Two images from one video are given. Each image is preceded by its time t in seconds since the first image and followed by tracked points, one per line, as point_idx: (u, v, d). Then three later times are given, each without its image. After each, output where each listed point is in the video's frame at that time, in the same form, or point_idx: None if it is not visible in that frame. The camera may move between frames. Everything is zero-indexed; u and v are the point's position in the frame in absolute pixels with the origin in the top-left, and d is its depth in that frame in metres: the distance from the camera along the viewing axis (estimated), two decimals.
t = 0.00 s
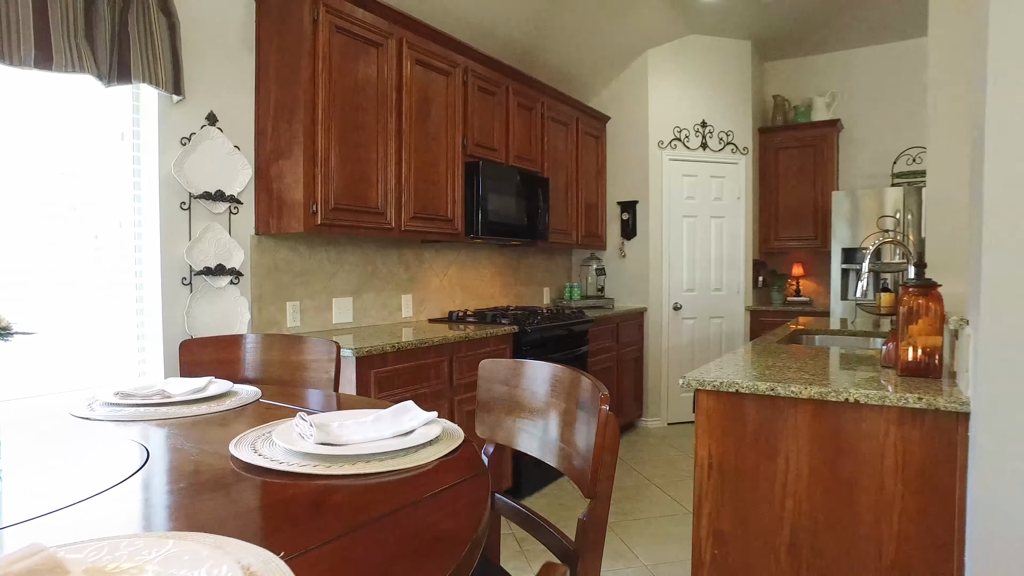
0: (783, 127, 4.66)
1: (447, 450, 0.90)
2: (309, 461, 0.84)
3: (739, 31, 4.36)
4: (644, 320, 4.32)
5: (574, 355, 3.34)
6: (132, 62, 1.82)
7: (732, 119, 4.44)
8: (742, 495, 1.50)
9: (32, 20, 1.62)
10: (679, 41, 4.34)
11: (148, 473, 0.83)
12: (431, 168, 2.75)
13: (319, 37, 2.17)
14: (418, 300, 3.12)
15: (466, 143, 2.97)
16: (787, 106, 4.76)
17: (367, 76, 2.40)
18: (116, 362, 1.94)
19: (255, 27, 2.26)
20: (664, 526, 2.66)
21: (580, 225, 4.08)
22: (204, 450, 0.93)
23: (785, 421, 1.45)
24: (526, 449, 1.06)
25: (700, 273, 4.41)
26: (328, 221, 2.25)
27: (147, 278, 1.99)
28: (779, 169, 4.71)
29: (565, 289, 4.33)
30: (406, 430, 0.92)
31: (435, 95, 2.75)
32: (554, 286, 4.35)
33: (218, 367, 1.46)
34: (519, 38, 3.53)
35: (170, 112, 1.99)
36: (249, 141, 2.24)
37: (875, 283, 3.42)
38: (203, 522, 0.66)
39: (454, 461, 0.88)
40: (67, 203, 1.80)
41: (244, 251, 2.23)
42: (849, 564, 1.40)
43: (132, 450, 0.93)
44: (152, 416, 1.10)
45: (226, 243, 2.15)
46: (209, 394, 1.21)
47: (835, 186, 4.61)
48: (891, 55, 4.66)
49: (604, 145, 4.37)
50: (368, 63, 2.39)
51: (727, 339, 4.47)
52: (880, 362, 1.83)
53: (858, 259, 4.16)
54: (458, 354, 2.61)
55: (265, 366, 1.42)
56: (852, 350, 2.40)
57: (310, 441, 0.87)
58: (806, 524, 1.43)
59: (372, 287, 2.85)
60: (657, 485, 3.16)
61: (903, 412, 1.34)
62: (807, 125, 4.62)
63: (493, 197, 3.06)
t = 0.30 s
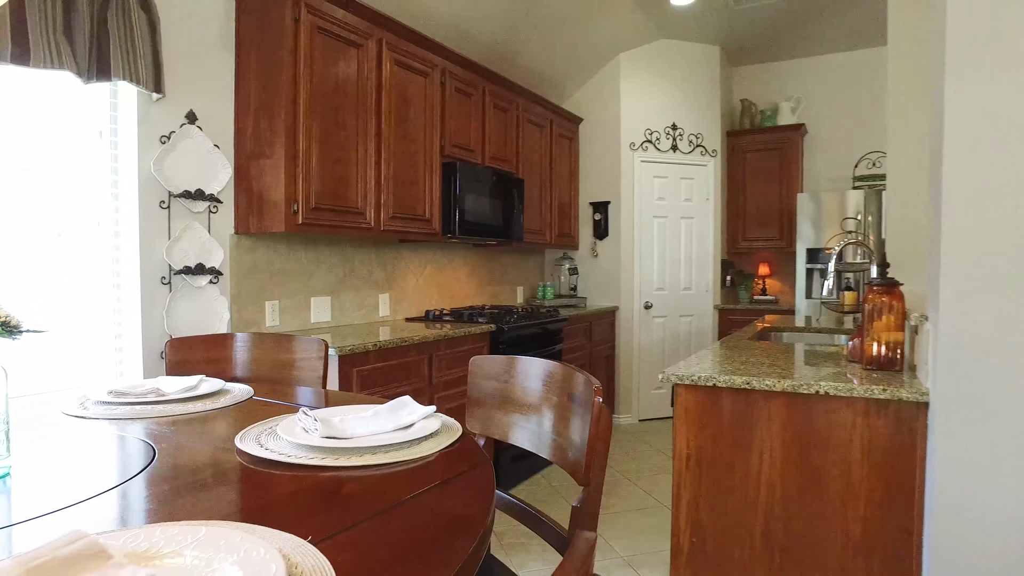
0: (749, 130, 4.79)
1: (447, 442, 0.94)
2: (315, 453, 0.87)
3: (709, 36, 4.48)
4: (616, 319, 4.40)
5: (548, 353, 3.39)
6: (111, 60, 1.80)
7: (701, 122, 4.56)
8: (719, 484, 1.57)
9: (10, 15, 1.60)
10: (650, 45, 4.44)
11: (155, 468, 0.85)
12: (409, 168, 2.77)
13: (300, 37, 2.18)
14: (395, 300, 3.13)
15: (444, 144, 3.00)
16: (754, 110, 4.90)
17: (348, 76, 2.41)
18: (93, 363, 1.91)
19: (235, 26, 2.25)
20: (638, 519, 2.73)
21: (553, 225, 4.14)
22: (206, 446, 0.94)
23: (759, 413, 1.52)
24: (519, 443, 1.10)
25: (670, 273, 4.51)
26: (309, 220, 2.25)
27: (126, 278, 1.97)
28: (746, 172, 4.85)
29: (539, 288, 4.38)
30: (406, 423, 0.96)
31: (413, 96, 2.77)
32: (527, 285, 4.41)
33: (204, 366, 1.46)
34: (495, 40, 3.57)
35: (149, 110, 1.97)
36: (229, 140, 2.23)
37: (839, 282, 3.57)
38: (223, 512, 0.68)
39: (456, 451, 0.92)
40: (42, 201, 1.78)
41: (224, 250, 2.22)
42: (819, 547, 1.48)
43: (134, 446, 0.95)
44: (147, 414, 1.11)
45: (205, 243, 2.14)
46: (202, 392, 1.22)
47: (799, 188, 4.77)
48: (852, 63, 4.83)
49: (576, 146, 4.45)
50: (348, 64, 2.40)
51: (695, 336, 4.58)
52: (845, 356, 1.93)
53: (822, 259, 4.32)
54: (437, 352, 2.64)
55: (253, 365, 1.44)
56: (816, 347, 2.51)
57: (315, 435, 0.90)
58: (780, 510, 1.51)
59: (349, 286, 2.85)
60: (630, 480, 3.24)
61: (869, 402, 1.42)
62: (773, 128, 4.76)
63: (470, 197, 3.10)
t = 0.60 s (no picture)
0: (708, 134, 4.94)
1: (422, 436, 0.98)
2: (293, 448, 0.89)
3: (669, 42, 4.60)
4: (578, 318, 4.47)
5: (512, 352, 3.44)
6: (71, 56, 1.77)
7: (662, 126, 4.68)
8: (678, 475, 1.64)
9: None
10: (612, 50, 4.54)
11: (133, 466, 0.86)
12: (375, 169, 2.78)
13: (266, 36, 2.17)
14: (360, 300, 3.13)
15: (409, 145, 3.02)
16: (713, 114, 5.05)
17: (314, 77, 2.41)
18: (52, 365, 1.87)
19: (199, 24, 2.23)
20: (601, 513, 2.80)
21: (517, 226, 4.19)
22: (183, 444, 0.95)
23: (716, 405, 1.60)
24: (490, 438, 1.14)
25: (631, 272, 4.62)
26: (275, 221, 2.25)
27: (86, 278, 1.94)
28: (704, 174, 5.00)
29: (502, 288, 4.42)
30: (381, 419, 0.99)
31: (380, 96, 2.79)
32: (490, 285, 4.45)
33: (171, 367, 1.45)
34: (460, 42, 3.60)
35: (111, 108, 1.94)
36: (193, 139, 2.21)
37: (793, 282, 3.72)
38: (208, 504, 0.71)
39: (431, 445, 0.95)
40: None
41: (188, 250, 2.20)
42: (771, 532, 1.57)
43: (108, 446, 0.95)
44: (119, 414, 1.12)
45: (169, 243, 2.11)
46: (173, 392, 1.23)
47: (755, 190, 4.93)
48: (805, 70, 5.03)
49: (539, 148, 4.51)
50: (314, 64, 2.40)
51: (655, 335, 4.70)
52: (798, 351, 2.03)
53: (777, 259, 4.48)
54: (404, 351, 2.66)
55: (223, 366, 1.45)
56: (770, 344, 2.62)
57: (292, 431, 0.92)
58: (736, 496, 1.59)
59: (314, 286, 2.84)
60: (593, 475, 3.31)
61: (819, 393, 1.52)
62: (730, 132, 4.91)
63: (435, 198, 3.12)
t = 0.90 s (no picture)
0: (652, 137, 5.10)
1: (369, 430, 1.01)
2: (241, 442, 0.92)
3: (616, 47, 4.72)
4: (525, 316, 4.54)
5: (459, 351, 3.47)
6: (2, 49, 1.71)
7: (608, 128, 4.80)
8: (620, 465, 1.71)
9: None
10: (560, 53, 4.62)
11: (78, 465, 0.86)
12: (323, 169, 2.76)
13: (212, 33, 2.15)
14: (307, 299, 3.11)
15: (358, 145, 3.01)
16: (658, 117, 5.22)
17: (262, 75, 2.38)
18: None
19: (141, 18, 2.18)
20: (548, 506, 2.88)
21: (464, 226, 4.23)
22: (128, 443, 0.96)
23: (655, 397, 1.68)
24: (435, 432, 1.18)
25: (578, 272, 4.71)
26: (221, 220, 2.22)
27: (18, 278, 1.87)
28: (649, 176, 5.16)
29: (450, 287, 4.47)
30: (328, 414, 1.02)
31: (328, 96, 2.77)
32: (439, 284, 4.46)
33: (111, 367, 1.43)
34: (411, 41, 3.61)
35: (45, 103, 1.88)
36: (134, 135, 2.16)
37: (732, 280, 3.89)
38: (156, 497, 0.72)
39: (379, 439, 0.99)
40: None
41: (129, 250, 2.14)
42: (706, 516, 1.67)
43: (50, 447, 0.95)
44: (59, 414, 1.10)
45: (108, 241, 2.06)
46: (116, 392, 1.22)
47: (697, 192, 5.11)
48: (745, 77, 5.24)
49: (487, 149, 4.57)
50: (262, 61, 2.38)
51: (601, 332, 4.83)
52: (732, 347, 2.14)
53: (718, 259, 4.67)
54: (352, 350, 2.66)
55: (169, 367, 1.44)
56: (710, 340, 2.75)
57: (241, 426, 0.95)
58: (676, 487, 1.68)
59: (261, 285, 2.81)
60: (541, 471, 3.39)
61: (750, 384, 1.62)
62: (674, 135, 5.07)
63: (383, 198, 3.13)
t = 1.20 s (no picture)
0: (552, 140, 5.30)
1: (252, 422, 1.05)
2: (117, 438, 0.93)
3: (517, 52, 4.86)
4: (425, 314, 4.60)
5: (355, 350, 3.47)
6: None
7: (510, 131, 4.93)
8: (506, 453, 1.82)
9: None
10: (463, 55, 4.71)
11: None
12: (216, 164, 2.69)
13: (92, 19, 2.05)
14: (198, 299, 3.01)
15: (254, 141, 2.95)
16: (558, 121, 5.48)
17: (150, 66, 2.29)
18: None
19: None
20: (443, 500, 2.96)
21: (365, 224, 4.22)
22: None
23: (539, 388, 1.80)
24: (320, 424, 1.23)
25: (478, 271, 4.81)
26: (101, 216, 2.12)
27: None
28: (550, 177, 5.35)
29: (350, 286, 4.45)
30: (211, 408, 1.05)
31: (222, 90, 2.70)
32: (337, 284, 4.42)
33: None
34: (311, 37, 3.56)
35: None
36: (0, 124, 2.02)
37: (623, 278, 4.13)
38: (23, 494, 0.73)
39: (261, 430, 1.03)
40: None
41: None
42: (587, 497, 1.81)
43: None
44: None
45: None
46: None
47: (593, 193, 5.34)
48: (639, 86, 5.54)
49: (388, 147, 4.59)
50: (149, 51, 2.28)
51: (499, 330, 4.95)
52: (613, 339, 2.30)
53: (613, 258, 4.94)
54: (244, 350, 2.61)
55: (41, 370, 1.39)
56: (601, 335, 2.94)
57: (118, 423, 0.96)
58: (563, 475, 1.81)
59: (147, 285, 2.69)
60: (439, 466, 3.47)
61: (624, 374, 1.77)
62: (573, 138, 5.29)
63: (279, 197, 3.08)
